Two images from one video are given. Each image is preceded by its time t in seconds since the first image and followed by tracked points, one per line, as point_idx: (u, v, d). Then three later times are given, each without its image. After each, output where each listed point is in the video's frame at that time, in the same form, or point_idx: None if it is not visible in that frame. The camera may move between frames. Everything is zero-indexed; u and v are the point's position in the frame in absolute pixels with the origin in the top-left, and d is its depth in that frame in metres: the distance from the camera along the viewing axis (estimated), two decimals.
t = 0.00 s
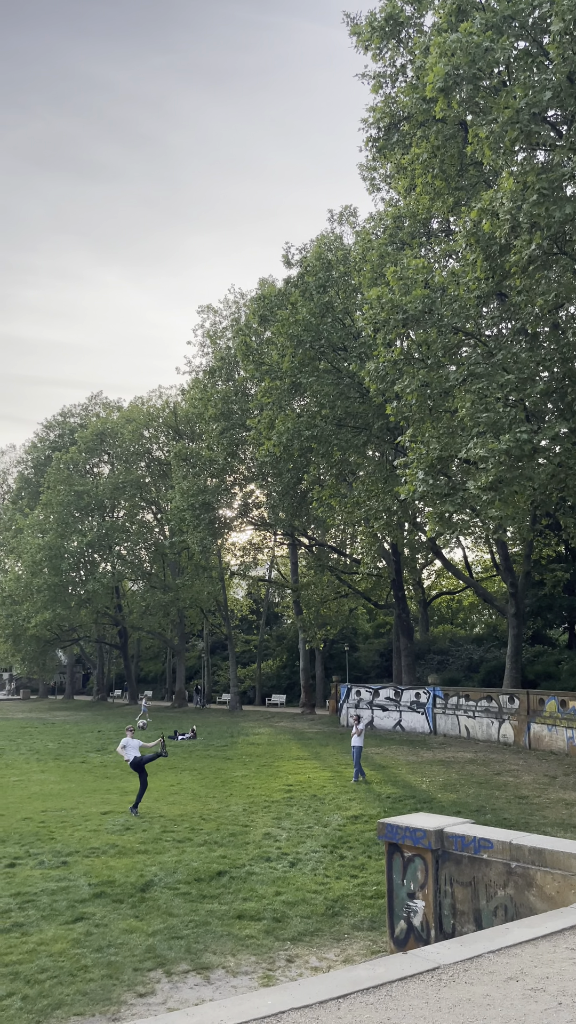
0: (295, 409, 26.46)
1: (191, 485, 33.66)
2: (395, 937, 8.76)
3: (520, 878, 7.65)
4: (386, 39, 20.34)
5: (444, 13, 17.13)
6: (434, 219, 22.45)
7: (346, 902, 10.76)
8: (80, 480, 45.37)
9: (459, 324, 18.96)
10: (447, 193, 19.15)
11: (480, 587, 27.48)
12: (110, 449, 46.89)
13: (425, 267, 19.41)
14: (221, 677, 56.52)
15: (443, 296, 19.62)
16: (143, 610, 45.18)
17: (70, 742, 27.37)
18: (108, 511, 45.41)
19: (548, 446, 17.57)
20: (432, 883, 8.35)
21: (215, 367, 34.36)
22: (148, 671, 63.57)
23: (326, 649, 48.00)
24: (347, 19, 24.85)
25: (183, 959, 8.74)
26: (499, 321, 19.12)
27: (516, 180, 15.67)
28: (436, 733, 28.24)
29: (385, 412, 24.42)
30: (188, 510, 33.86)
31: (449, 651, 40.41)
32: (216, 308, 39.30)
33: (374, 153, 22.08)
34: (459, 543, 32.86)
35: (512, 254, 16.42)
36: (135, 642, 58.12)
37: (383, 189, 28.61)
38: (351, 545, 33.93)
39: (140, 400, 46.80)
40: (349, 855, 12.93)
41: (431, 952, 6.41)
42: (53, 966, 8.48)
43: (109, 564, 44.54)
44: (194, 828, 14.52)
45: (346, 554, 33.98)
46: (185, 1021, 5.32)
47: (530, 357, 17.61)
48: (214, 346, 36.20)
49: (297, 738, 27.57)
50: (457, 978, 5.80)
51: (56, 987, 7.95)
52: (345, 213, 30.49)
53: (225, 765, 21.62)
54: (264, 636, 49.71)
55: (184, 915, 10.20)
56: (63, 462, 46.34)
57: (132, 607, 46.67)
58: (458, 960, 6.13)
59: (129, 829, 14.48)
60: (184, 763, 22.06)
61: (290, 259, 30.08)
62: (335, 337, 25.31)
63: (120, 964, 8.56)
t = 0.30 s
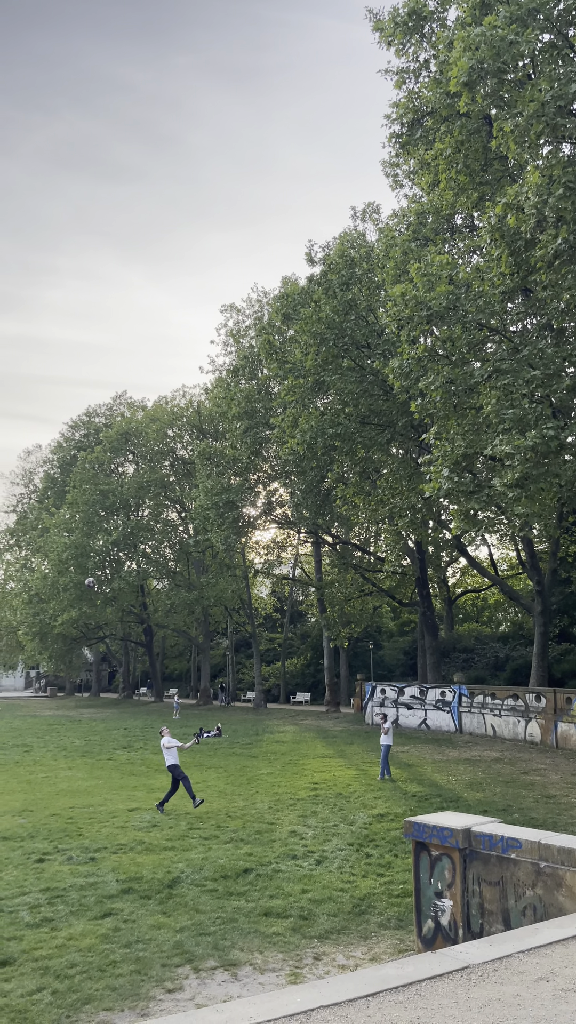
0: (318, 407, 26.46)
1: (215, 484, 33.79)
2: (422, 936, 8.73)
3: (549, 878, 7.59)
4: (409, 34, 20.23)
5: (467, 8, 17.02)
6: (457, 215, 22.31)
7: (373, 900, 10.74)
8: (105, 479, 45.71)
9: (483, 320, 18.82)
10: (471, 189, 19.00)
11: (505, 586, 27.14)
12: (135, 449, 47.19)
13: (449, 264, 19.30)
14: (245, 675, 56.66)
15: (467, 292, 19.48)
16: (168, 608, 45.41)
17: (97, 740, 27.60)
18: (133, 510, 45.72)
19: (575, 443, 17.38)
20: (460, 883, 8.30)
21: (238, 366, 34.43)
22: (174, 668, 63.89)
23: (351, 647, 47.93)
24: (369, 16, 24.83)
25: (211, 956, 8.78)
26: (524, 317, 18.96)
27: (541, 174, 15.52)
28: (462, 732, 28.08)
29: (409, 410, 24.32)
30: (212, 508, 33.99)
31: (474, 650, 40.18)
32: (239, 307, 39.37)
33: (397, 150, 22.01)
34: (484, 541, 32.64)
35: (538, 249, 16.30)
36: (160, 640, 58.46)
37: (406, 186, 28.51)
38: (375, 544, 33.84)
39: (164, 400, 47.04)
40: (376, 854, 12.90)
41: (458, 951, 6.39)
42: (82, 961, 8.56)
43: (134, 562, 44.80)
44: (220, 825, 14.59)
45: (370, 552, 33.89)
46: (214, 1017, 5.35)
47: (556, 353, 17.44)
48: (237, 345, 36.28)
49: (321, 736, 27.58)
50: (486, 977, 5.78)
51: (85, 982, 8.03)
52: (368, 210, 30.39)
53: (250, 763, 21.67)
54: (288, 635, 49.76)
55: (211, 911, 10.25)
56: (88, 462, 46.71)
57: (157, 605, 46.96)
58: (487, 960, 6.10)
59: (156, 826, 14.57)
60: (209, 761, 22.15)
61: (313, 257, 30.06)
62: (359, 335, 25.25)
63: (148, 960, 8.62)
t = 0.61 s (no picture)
0: (350, 403, 26.38)
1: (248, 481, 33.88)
2: (460, 935, 8.66)
3: None
4: (441, 26, 20.03)
5: None
6: (491, 207, 22.01)
7: (409, 898, 10.70)
8: (139, 478, 46.06)
9: (517, 313, 18.57)
10: (505, 180, 18.69)
11: (541, 582, 26.74)
12: (168, 447, 47.51)
13: (483, 257, 19.09)
14: (279, 671, 56.73)
15: (501, 285, 19.24)
16: (202, 605, 45.63)
17: (133, 735, 27.86)
18: (166, 508, 46.01)
19: None
20: (498, 882, 8.23)
21: (270, 364, 34.48)
22: (208, 665, 64.20)
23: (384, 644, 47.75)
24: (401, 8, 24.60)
25: (248, 951, 8.83)
26: (560, 309, 18.69)
27: None
28: (498, 730, 27.82)
29: (443, 404, 24.01)
30: (245, 506, 34.10)
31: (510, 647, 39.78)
32: (271, 304, 39.37)
33: (430, 143, 21.85)
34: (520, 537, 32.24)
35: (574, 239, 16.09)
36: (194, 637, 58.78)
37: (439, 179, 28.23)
38: (409, 540, 33.66)
39: (197, 398, 47.25)
40: (412, 851, 12.85)
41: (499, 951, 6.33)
42: (121, 954, 8.65)
43: (168, 559, 45.09)
44: (256, 821, 14.64)
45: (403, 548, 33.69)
46: (254, 1012, 5.37)
47: None
48: (269, 342, 36.26)
49: (355, 733, 27.52)
50: (527, 977, 5.72)
51: (124, 975, 8.12)
52: (400, 204, 30.18)
53: (285, 759, 21.69)
54: (321, 632, 49.71)
55: (248, 906, 10.30)
56: (122, 460, 47.09)
57: (190, 602, 47.26)
58: (528, 959, 6.04)
59: (192, 822, 14.66)
60: (243, 757, 22.24)
61: (345, 253, 29.94)
62: (391, 330, 25.12)
63: (186, 954, 8.69)
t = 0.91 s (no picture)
0: (385, 399, 26.23)
1: (283, 479, 33.90)
2: (502, 934, 8.56)
3: None
4: (475, 16, 19.84)
5: None
6: (527, 199, 21.60)
7: (450, 897, 10.63)
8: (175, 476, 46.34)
9: (555, 305, 18.28)
10: (542, 171, 18.38)
11: None
12: (203, 446, 47.76)
13: (519, 249, 18.80)
14: (315, 668, 56.73)
15: (538, 277, 18.95)
16: (238, 603, 45.82)
17: (171, 732, 28.08)
18: (202, 507, 46.21)
19: None
20: (540, 881, 8.10)
21: (304, 361, 34.48)
22: (244, 662, 64.45)
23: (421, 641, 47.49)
24: None
25: (288, 947, 8.85)
26: None
27: None
28: (537, 728, 27.52)
29: (479, 399, 24.00)
30: (280, 503, 34.14)
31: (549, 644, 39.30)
32: (304, 301, 39.33)
33: (465, 135, 21.65)
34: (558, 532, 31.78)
35: None
36: (230, 634, 59.00)
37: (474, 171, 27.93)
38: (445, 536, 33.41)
39: (231, 396, 47.41)
40: (451, 850, 12.77)
41: (542, 951, 6.29)
42: (162, 949, 8.73)
43: (203, 557, 45.35)
44: (294, 818, 14.67)
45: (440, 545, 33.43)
46: (295, 1009, 5.38)
47: None
48: (303, 339, 36.20)
49: (392, 731, 27.41)
50: (571, 978, 5.65)
51: (166, 969, 8.19)
52: (434, 198, 29.93)
53: (321, 756, 21.69)
54: (357, 629, 49.57)
55: (287, 903, 10.33)
56: (158, 459, 47.45)
57: (226, 600, 47.50)
58: (572, 960, 5.97)
59: (230, 818, 14.74)
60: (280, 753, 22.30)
61: (379, 248, 29.79)
62: (427, 325, 24.96)
63: (226, 949, 8.74)
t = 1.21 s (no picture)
0: (418, 396, 26.06)
1: (315, 477, 33.85)
2: (542, 935, 8.44)
3: None
4: (505, 9, 19.59)
5: None
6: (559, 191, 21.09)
7: (488, 897, 10.53)
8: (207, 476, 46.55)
9: None
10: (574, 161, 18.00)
11: None
12: (234, 445, 47.94)
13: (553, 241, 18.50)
14: (348, 667, 56.61)
15: (573, 270, 18.64)
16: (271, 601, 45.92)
17: (206, 730, 28.22)
18: (234, 506, 46.33)
19: None
20: None
21: (335, 360, 34.41)
22: (278, 661, 64.56)
23: (456, 640, 47.12)
24: None
25: (325, 946, 8.85)
26: None
27: None
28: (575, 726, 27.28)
29: (514, 395, 23.85)
30: (312, 502, 34.11)
31: None
32: (334, 299, 39.24)
33: (496, 128, 21.42)
34: None
35: None
36: (264, 633, 59.13)
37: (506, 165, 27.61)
38: (479, 533, 33.12)
39: (263, 395, 47.50)
40: (489, 850, 12.66)
41: None
42: (200, 947, 8.78)
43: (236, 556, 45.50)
44: (329, 817, 14.65)
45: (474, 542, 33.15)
46: (334, 1009, 5.38)
47: None
48: (334, 337, 36.11)
49: (427, 730, 27.23)
50: None
51: (204, 967, 8.24)
52: (465, 193, 29.66)
53: (356, 755, 21.64)
54: (391, 627, 49.36)
55: (324, 901, 10.33)
56: (190, 459, 47.71)
57: (259, 598, 47.63)
58: None
59: (266, 816, 14.77)
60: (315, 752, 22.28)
61: (410, 245, 29.58)
62: (459, 321, 24.79)
63: (264, 948, 8.76)
